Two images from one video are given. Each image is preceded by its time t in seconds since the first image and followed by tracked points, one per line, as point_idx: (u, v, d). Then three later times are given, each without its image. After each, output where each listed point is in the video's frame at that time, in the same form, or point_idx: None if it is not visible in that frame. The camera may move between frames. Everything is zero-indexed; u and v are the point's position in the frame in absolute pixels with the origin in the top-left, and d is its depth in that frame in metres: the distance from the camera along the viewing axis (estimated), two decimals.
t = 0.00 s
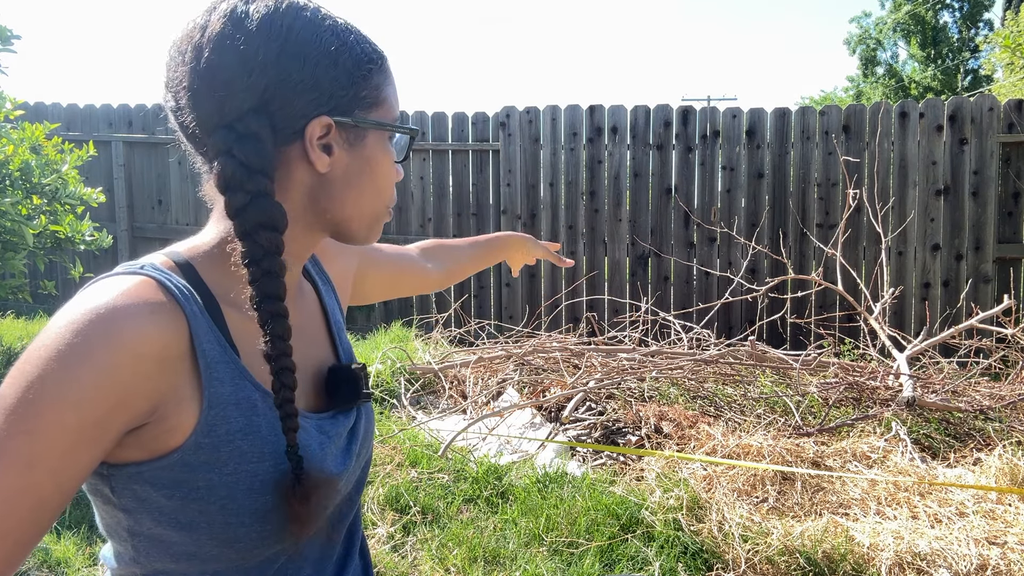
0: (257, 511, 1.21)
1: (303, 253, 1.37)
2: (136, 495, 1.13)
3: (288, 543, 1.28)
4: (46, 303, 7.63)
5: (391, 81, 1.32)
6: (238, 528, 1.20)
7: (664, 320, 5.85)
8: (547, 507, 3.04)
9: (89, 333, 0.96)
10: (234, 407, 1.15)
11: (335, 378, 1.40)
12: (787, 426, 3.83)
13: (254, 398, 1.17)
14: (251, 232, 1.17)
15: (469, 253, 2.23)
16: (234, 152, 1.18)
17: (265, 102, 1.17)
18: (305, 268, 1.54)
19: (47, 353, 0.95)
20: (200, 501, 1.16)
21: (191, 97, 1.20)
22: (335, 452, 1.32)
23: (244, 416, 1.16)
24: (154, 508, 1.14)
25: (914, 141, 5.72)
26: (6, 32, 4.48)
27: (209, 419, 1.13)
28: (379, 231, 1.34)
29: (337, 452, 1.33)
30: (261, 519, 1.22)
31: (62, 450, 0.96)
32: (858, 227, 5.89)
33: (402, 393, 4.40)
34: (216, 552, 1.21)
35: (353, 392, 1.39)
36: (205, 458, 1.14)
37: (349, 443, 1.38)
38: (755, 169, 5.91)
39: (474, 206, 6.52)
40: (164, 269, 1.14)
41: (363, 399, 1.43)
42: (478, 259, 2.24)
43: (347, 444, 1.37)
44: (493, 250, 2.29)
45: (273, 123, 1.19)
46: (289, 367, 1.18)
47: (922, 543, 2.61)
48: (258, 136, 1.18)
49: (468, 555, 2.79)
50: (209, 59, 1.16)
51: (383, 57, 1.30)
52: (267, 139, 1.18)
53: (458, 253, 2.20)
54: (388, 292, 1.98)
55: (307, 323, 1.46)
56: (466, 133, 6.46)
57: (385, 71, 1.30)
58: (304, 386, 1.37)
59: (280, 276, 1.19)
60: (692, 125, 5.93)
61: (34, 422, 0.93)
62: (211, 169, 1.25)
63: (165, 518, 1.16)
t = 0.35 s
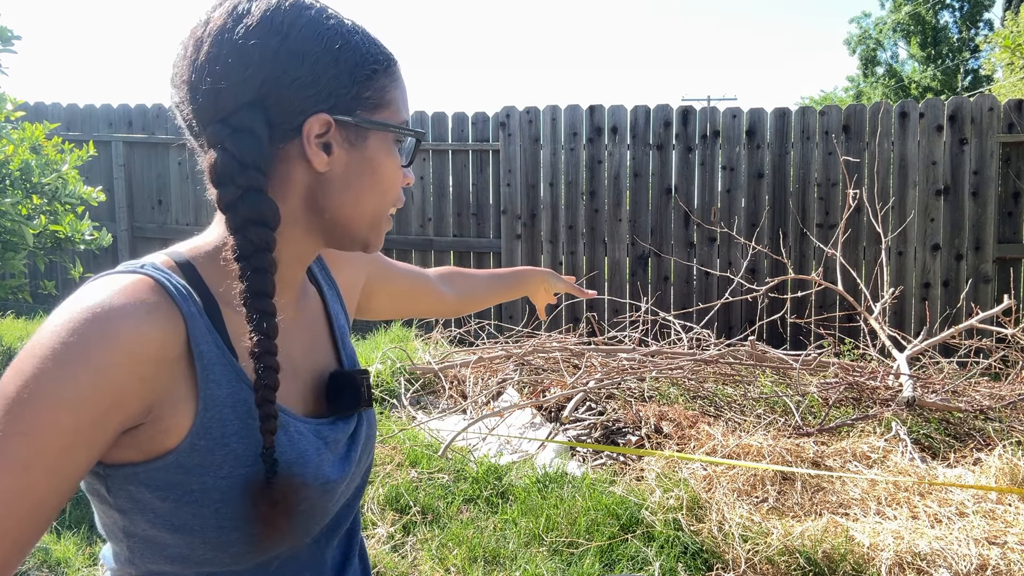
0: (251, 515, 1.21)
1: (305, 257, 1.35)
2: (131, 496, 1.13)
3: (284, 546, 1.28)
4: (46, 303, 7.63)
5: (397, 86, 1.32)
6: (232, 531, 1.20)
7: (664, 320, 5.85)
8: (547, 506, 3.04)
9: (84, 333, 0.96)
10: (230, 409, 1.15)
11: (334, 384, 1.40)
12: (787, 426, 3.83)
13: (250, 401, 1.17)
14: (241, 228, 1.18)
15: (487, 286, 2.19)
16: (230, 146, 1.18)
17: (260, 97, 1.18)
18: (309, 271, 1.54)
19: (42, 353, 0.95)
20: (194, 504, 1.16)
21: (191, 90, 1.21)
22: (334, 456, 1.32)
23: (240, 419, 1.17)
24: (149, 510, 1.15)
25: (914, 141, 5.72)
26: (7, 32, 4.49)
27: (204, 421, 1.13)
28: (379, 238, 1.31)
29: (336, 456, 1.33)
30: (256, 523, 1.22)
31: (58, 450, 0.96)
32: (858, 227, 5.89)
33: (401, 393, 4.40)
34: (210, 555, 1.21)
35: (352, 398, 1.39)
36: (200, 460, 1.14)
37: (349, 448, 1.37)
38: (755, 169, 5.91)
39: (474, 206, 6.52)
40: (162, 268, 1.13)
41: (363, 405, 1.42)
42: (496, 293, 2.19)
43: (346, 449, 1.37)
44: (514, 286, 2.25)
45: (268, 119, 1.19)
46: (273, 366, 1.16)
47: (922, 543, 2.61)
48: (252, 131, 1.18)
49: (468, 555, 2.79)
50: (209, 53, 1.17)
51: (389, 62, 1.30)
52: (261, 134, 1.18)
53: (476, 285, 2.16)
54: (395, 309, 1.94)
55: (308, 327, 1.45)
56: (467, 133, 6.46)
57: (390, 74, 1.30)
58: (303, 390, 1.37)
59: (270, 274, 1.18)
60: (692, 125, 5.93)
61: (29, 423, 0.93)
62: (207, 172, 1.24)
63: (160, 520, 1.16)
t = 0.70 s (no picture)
0: (256, 520, 1.21)
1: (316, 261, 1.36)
2: (137, 498, 1.15)
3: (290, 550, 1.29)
4: (46, 302, 7.64)
5: (410, 89, 1.32)
6: (237, 535, 1.21)
7: (664, 320, 5.85)
8: (547, 506, 3.04)
9: (92, 336, 0.97)
10: (238, 414, 1.16)
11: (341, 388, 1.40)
12: (787, 426, 3.84)
13: (257, 405, 1.18)
14: (254, 233, 1.18)
15: (493, 289, 2.17)
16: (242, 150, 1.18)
17: (273, 100, 1.18)
18: (319, 273, 1.54)
19: (50, 355, 0.95)
20: (199, 507, 1.17)
21: (204, 92, 1.22)
22: (339, 461, 1.32)
23: (247, 423, 1.17)
24: (154, 512, 1.16)
25: (915, 141, 5.72)
26: (7, 32, 4.49)
27: (212, 425, 1.14)
28: (390, 241, 1.32)
29: (341, 461, 1.33)
30: (261, 527, 1.22)
31: (65, 453, 0.96)
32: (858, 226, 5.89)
33: (402, 393, 4.40)
34: (214, 559, 1.22)
35: (359, 403, 1.39)
36: (207, 464, 1.15)
37: (354, 452, 1.38)
38: (755, 169, 5.91)
39: (474, 206, 6.52)
40: (173, 271, 1.14)
41: (369, 409, 1.43)
42: (502, 295, 2.17)
43: (352, 454, 1.37)
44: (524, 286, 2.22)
45: (281, 124, 1.19)
46: (288, 372, 1.17)
47: (922, 543, 2.62)
48: (265, 134, 1.18)
49: (468, 555, 2.79)
50: (222, 55, 1.18)
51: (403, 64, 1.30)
52: (274, 138, 1.19)
53: (482, 288, 2.15)
54: (398, 311, 1.95)
55: (317, 330, 1.45)
56: (467, 133, 6.46)
57: (403, 77, 1.30)
58: (310, 395, 1.37)
59: (284, 279, 1.18)
60: (692, 125, 5.93)
61: (36, 425, 0.93)
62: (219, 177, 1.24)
63: (165, 523, 1.17)
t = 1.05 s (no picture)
0: (259, 520, 1.21)
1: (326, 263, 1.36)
2: (142, 496, 1.15)
3: (294, 550, 1.29)
4: (46, 302, 7.64)
5: (407, 79, 1.30)
6: (240, 535, 1.21)
7: (664, 320, 5.85)
8: (547, 506, 3.04)
9: (104, 334, 0.97)
10: (244, 414, 1.16)
11: (349, 392, 1.40)
12: (787, 426, 3.84)
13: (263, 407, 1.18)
14: (241, 232, 1.19)
15: (514, 289, 2.15)
16: (229, 147, 1.20)
17: (258, 98, 1.19)
18: (331, 275, 1.54)
19: (62, 354, 0.95)
20: (204, 508, 1.17)
21: (194, 95, 1.24)
22: (344, 466, 1.32)
23: (255, 425, 1.17)
24: (160, 510, 1.16)
25: (915, 140, 5.72)
26: (7, 32, 4.49)
27: (220, 426, 1.14)
28: (395, 235, 1.31)
29: (346, 466, 1.33)
30: (265, 528, 1.22)
31: (74, 452, 0.97)
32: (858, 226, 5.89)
33: (402, 393, 4.40)
34: (217, 559, 1.22)
35: (367, 408, 1.39)
36: (213, 464, 1.14)
37: (360, 457, 1.38)
38: (755, 169, 5.91)
39: (474, 206, 6.52)
40: (184, 270, 1.14)
41: (376, 414, 1.42)
42: (522, 295, 2.15)
43: (358, 458, 1.37)
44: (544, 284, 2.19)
45: (266, 120, 1.20)
46: (281, 369, 1.16)
47: (922, 543, 2.62)
48: (250, 132, 1.19)
49: (468, 555, 2.79)
50: (207, 56, 1.20)
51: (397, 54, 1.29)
52: (259, 136, 1.20)
53: (502, 288, 2.13)
54: (414, 313, 1.96)
55: (326, 333, 1.45)
56: (467, 133, 6.46)
57: (398, 67, 1.29)
58: (317, 398, 1.37)
59: (274, 277, 1.19)
60: (692, 126, 5.94)
61: (47, 423, 0.94)
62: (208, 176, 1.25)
63: (169, 522, 1.17)
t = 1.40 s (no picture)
0: (262, 524, 1.20)
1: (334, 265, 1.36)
2: (145, 497, 1.14)
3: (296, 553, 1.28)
4: (46, 302, 7.64)
5: (420, 84, 1.30)
6: (243, 538, 1.20)
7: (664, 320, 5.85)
8: (547, 507, 3.04)
9: (113, 333, 0.97)
10: (248, 417, 1.16)
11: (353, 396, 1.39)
12: (787, 426, 3.83)
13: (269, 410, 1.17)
14: (245, 234, 1.19)
15: (522, 291, 2.13)
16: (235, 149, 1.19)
17: (264, 101, 1.19)
18: (337, 277, 1.53)
19: (69, 355, 0.95)
20: (207, 510, 1.16)
21: (203, 95, 1.24)
22: (348, 469, 1.32)
23: (259, 428, 1.17)
24: (162, 512, 1.16)
25: (915, 140, 5.71)
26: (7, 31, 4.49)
27: (224, 429, 1.14)
28: (402, 240, 1.30)
29: (350, 469, 1.33)
30: (268, 531, 1.21)
31: (80, 453, 0.97)
32: (858, 226, 5.88)
33: (402, 393, 4.40)
34: (219, 562, 1.21)
35: (371, 412, 1.39)
36: (217, 466, 1.14)
37: (364, 460, 1.37)
38: (755, 169, 5.91)
39: (474, 206, 6.52)
40: (191, 272, 1.14)
41: (381, 418, 1.42)
42: (530, 297, 2.13)
43: (361, 461, 1.37)
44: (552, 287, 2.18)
45: (274, 123, 1.20)
46: (284, 373, 1.16)
47: (922, 543, 2.61)
48: (256, 134, 1.19)
49: (468, 555, 2.78)
50: (217, 57, 1.20)
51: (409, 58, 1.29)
52: (266, 139, 1.19)
53: (509, 290, 2.11)
54: (419, 314, 1.95)
55: (330, 335, 1.45)
56: (466, 133, 6.46)
57: (409, 72, 1.28)
58: (321, 401, 1.37)
59: (278, 279, 1.19)
60: (692, 125, 5.93)
61: (53, 422, 0.93)
62: (213, 176, 1.26)
63: (172, 524, 1.17)
